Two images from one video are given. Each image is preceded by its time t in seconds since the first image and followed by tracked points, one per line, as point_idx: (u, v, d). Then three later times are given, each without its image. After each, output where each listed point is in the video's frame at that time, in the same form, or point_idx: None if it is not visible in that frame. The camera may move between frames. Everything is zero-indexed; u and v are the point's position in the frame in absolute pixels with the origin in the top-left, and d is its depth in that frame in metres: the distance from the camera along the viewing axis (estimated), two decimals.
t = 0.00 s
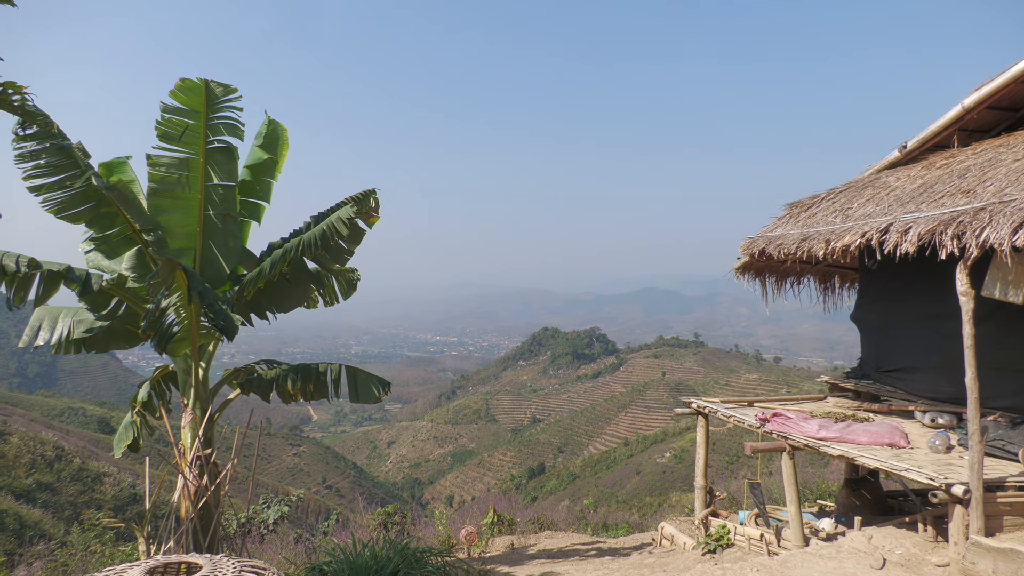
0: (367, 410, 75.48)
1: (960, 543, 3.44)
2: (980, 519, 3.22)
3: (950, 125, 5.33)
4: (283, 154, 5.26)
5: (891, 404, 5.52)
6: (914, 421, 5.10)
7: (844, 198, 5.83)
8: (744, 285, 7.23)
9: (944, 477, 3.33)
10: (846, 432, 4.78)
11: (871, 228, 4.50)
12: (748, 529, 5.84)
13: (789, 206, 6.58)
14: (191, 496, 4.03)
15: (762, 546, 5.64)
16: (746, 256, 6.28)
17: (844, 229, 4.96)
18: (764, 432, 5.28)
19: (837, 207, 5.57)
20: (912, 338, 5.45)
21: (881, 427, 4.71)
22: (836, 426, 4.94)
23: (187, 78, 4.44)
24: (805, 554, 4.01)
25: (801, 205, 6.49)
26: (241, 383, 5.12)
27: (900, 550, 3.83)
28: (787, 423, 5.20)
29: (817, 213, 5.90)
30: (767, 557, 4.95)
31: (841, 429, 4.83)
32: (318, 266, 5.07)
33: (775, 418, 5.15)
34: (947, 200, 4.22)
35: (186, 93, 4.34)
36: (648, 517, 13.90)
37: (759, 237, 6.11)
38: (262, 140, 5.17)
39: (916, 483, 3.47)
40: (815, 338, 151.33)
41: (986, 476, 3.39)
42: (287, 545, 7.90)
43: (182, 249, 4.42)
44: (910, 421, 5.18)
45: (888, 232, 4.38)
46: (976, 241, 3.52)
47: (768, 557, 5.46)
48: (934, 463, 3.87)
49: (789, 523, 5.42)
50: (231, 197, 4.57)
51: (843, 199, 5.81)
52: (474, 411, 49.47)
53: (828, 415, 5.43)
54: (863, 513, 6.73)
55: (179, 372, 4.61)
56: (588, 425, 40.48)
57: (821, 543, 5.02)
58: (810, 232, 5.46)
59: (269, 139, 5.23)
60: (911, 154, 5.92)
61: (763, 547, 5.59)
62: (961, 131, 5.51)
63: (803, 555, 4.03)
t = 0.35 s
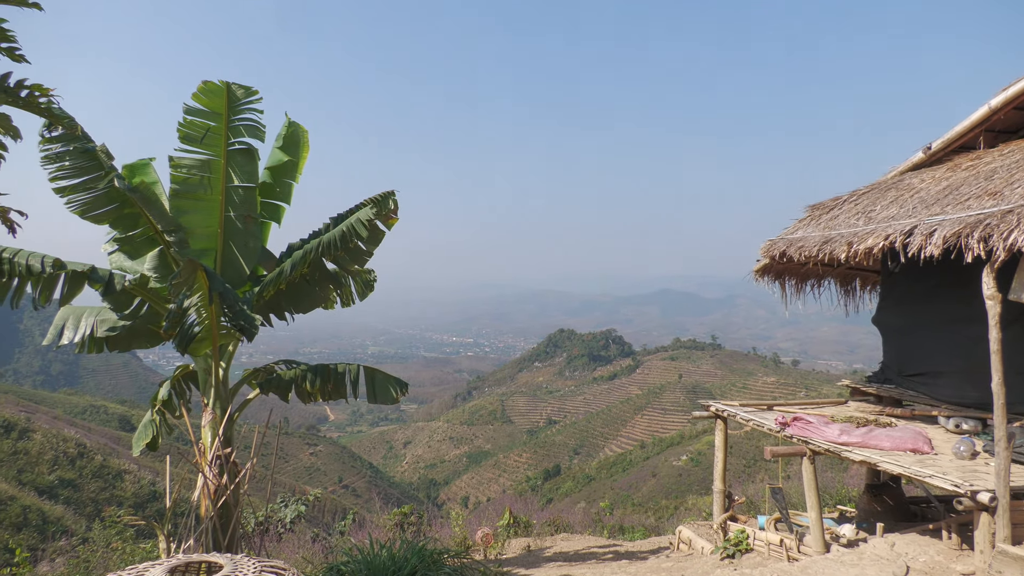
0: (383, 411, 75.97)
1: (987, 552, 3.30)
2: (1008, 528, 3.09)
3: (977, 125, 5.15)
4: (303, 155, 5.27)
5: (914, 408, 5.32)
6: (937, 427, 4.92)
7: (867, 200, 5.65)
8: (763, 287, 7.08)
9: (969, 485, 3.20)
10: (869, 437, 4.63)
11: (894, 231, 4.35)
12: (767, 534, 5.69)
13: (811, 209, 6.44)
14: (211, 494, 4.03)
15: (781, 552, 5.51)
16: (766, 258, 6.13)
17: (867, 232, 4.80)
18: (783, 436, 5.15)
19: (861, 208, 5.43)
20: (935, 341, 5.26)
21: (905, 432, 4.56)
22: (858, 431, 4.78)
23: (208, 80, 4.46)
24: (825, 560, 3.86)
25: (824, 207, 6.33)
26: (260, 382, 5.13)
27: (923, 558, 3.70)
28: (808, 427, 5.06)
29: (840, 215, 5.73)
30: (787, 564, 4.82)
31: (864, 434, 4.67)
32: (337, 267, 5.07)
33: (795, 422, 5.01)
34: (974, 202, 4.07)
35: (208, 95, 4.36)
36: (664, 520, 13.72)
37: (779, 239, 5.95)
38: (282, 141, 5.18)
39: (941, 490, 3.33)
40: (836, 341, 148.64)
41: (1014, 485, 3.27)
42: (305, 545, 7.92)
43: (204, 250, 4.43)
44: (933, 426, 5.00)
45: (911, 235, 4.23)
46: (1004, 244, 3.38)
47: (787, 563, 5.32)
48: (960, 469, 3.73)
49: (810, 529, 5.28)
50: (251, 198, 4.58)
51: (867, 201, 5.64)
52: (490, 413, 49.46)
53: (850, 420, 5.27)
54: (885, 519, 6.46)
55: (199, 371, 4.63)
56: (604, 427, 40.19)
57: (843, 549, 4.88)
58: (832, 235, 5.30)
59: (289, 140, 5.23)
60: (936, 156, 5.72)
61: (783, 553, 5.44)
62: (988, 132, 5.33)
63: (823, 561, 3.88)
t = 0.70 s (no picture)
0: (399, 410, 76.17)
1: (1013, 560, 3.23)
2: None
3: (1005, 124, 4.85)
4: (322, 156, 5.05)
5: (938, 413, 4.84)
6: (960, 433, 4.48)
7: (890, 202, 5.30)
8: (781, 288, 6.67)
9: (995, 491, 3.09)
10: (890, 442, 4.28)
11: (917, 233, 4.12)
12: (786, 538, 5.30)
13: (832, 209, 6.05)
14: (229, 493, 3.80)
15: (801, 557, 5.11)
16: (785, 260, 5.74)
17: (889, 234, 4.53)
18: (802, 439, 4.78)
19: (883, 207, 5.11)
20: (958, 344, 4.78)
21: (928, 438, 4.19)
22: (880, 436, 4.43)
23: (228, 80, 4.28)
24: (848, 566, 3.72)
25: (844, 208, 5.93)
26: (279, 382, 4.91)
27: (947, 565, 3.70)
28: (828, 430, 4.68)
29: (862, 216, 5.38)
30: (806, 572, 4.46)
31: (886, 440, 4.33)
32: (355, 267, 4.82)
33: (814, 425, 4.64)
34: (1001, 204, 3.89)
35: (227, 95, 4.16)
36: (681, 523, 13.34)
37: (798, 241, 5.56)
38: (302, 142, 4.94)
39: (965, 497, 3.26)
40: (855, 344, 145.82)
41: None
42: (319, 543, 7.73)
43: (223, 250, 4.23)
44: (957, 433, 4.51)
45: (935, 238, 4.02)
46: None
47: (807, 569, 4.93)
48: (984, 475, 3.58)
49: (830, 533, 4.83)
50: (270, 199, 4.35)
51: (890, 202, 5.29)
52: (504, 413, 49.22)
53: (872, 425, 4.87)
54: (907, 526, 5.99)
55: (219, 370, 4.40)
56: (619, 428, 39.69)
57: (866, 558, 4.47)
58: (854, 237, 4.98)
59: (308, 139, 5.01)
60: (960, 158, 5.39)
61: (801, 559, 5.06)
62: (1015, 132, 5.01)
63: (846, 567, 3.75)
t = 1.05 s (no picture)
0: (418, 412, 76.44)
1: None
2: None
3: None
4: (346, 160, 4.97)
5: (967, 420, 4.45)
6: (993, 441, 4.10)
7: (921, 204, 5.01)
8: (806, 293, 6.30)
9: None
10: (921, 449, 3.95)
11: (951, 237, 4.05)
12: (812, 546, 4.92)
13: (860, 212, 5.74)
14: (253, 495, 3.72)
15: (827, 567, 4.73)
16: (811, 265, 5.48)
17: (921, 237, 4.38)
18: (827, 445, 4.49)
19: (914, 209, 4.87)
20: (988, 348, 4.38)
21: (960, 445, 3.88)
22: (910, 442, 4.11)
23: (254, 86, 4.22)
24: None
25: (872, 211, 5.63)
26: (302, 384, 4.82)
27: None
28: (856, 437, 4.39)
29: (891, 219, 5.11)
30: None
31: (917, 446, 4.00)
32: (378, 270, 4.70)
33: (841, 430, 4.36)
34: None
35: (253, 101, 4.11)
36: (704, 529, 12.98)
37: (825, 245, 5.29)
38: (325, 146, 4.83)
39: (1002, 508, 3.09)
40: (881, 348, 142.18)
41: None
42: (340, 545, 7.63)
43: (248, 253, 4.16)
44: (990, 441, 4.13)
45: (969, 241, 3.96)
46: None
47: None
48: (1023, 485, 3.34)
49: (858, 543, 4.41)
50: (295, 202, 4.28)
51: (921, 205, 5.01)
52: (524, 417, 48.95)
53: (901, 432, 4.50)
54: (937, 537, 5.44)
55: (243, 373, 4.32)
56: (640, 432, 39.12)
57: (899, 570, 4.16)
58: (883, 240, 4.77)
59: (332, 144, 4.92)
60: (992, 159, 5.09)
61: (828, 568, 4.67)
62: None
63: None
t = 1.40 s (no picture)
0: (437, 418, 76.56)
1: None
2: None
3: None
4: (368, 166, 4.86)
5: (999, 429, 4.10)
6: None
7: (952, 208, 4.77)
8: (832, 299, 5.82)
9: None
10: (953, 458, 3.67)
11: (983, 241, 3.82)
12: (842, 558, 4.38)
13: (887, 217, 5.48)
14: (276, 499, 3.65)
15: None
16: (837, 271, 5.22)
17: (952, 241, 4.16)
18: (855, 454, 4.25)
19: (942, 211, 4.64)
20: None
21: (994, 454, 3.59)
22: (943, 451, 3.82)
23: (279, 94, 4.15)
24: None
25: (900, 215, 5.36)
26: (325, 389, 4.73)
27: None
28: (884, 445, 4.13)
29: (920, 223, 4.87)
30: None
31: (949, 457, 3.71)
32: (400, 276, 4.60)
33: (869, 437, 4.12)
34: None
35: (279, 108, 4.05)
36: (727, 538, 12.62)
37: (850, 250, 5.08)
38: (348, 153, 4.75)
39: None
40: (907, 354, 138.51)
41: None
42: (358, 550, 7.53)
43: (272, 259, 4.09)
44: None
45: (1004, 246, 3.72)
46: None
47: None
48: None
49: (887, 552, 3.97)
50: (319, 208, 4.18)
51: (953, 208, 4.75)
52: (543, 422, 48.62)
53: (932, 440, 4.17)
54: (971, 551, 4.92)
55: (266, 378, 4.24)
56: (660, 439, 38.52)
57: None
58: (912, 245, 4.54)
59: (354, 150, 4.83)
60: None
61: None
62: None
63: None
